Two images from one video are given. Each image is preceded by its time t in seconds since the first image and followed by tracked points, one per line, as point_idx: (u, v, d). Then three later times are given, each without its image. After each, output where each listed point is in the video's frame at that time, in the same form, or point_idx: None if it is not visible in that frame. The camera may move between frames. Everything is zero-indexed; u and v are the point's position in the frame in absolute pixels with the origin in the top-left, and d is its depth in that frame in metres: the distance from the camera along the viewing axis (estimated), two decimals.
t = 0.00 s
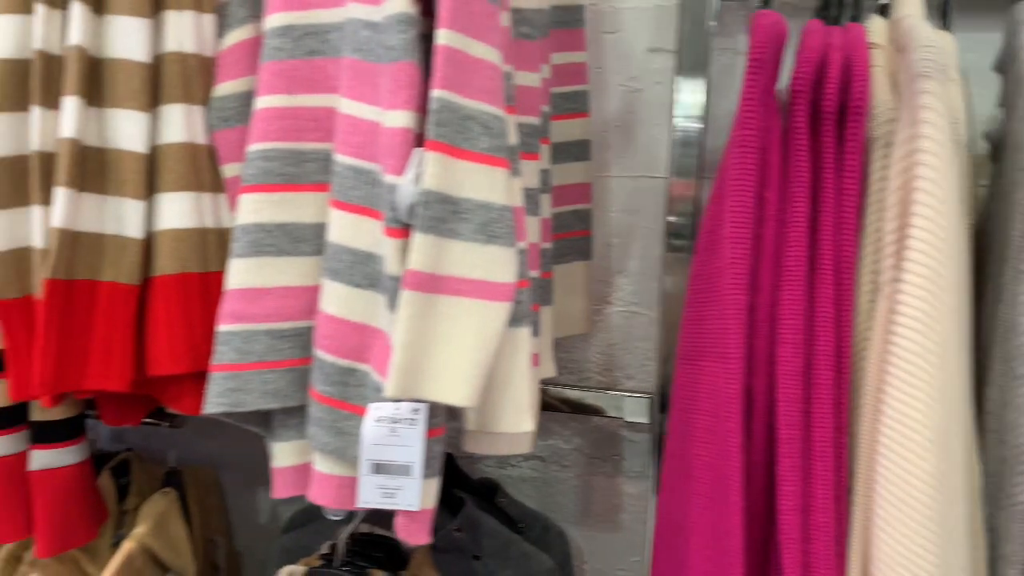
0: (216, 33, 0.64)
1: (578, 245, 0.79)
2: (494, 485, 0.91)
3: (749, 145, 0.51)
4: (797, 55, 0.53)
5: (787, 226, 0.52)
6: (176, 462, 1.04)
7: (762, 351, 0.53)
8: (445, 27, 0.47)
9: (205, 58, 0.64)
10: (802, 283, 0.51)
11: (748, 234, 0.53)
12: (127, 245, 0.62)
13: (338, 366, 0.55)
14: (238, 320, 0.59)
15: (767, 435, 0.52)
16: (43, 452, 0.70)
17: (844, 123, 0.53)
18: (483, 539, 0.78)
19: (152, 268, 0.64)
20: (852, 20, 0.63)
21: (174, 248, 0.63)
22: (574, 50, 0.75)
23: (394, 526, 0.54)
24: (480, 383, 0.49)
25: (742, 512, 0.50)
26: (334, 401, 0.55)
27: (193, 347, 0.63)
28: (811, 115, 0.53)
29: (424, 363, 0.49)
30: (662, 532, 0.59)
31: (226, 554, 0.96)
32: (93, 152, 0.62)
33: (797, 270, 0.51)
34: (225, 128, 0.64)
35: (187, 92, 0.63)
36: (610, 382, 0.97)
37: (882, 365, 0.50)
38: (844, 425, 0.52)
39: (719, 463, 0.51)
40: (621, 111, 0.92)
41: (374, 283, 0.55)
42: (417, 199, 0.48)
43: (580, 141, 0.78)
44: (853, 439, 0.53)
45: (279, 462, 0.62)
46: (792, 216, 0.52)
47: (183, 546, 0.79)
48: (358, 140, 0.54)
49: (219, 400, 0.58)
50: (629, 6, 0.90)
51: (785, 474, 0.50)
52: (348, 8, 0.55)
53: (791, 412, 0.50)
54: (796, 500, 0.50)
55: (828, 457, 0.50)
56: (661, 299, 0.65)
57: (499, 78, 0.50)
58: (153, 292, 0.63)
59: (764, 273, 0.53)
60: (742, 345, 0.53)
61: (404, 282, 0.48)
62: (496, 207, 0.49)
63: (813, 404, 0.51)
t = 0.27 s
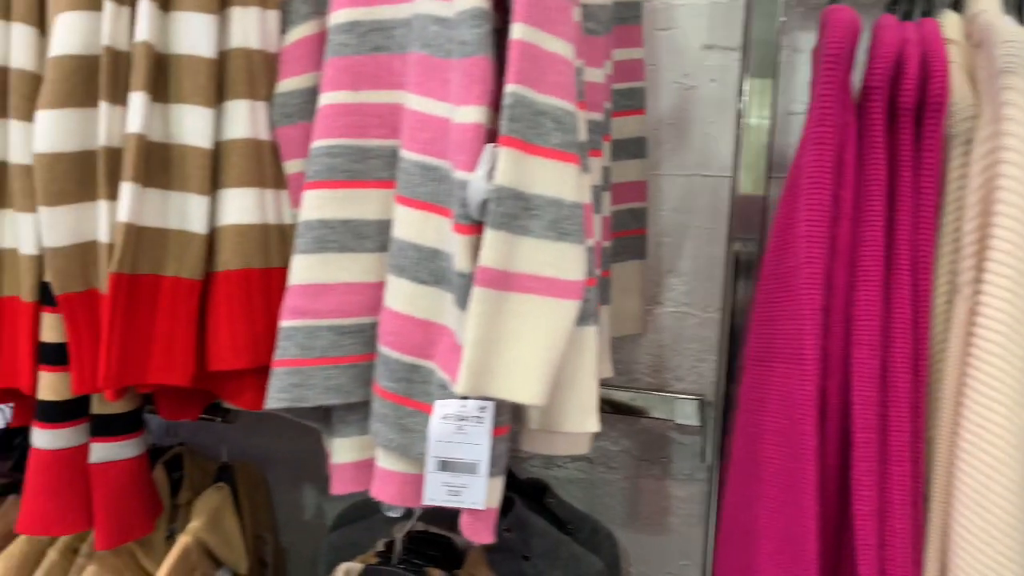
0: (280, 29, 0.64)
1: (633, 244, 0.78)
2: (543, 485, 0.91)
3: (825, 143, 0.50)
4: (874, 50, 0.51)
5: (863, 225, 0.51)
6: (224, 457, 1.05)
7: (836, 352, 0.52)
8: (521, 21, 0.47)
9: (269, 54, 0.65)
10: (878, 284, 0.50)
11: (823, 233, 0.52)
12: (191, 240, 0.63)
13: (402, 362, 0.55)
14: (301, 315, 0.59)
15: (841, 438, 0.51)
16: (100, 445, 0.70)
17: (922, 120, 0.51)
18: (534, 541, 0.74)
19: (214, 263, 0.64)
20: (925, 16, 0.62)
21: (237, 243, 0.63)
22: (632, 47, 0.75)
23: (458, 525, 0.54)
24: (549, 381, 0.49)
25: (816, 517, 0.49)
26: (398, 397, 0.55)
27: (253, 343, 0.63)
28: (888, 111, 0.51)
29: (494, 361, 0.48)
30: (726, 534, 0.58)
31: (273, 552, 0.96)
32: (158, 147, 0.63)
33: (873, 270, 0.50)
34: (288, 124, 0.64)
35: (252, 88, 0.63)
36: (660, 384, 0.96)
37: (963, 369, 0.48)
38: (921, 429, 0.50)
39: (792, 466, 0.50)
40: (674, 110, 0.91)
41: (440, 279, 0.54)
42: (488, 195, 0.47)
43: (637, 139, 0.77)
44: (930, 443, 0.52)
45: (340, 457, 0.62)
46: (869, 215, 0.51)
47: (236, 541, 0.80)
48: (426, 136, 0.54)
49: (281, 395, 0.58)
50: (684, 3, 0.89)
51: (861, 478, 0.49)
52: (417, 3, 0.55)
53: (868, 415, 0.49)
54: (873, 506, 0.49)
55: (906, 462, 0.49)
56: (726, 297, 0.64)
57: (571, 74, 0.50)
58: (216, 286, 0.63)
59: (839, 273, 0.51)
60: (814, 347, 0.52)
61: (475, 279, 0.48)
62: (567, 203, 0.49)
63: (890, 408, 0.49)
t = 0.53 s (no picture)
0: (319, 27, 0.64)
1: (671, 244, 0.77)
2: (575, 487, 0.90)
3: (878, 140, 0.49)
4: (928, 45, 0.50)
5: (917, 224, 0.50)
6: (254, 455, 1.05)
7: (888, 355, 0.51)
8: (571, 16, 0.46)
9: (309, 52, 0.64)
10: (933, 285, 0.49)
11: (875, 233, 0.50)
12: (230, 237, 0.63)
13: (444, 361, 0.55)
14: (340, 313, 0.59)
15: (893, 442, 0.50)
16: (137, 442, 0.70)
17: (979, 116, 0.50)
18: (566, 542, 0.73)
19: (253, 261, 0.64)
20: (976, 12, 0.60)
21: (277, 241, 0.63)
22: (672, 44, 0.74)
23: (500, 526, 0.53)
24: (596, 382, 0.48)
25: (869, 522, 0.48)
26: (439, 397, 0.55)
27: (292, 342, 0.63)
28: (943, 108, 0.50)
29: (540, 360, 0.48)
30: (770, 538, 0.57)
31: (304, 550, 0.96)
32: (199, 144, 0.63)
33: (928, 270, 0.49)
34: (328, 121, 0.64)
35: (292, 86, 0.63)
36: (694, 386, 0.95)
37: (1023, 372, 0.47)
38: (976, 433, 0.49)
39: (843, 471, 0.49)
40: (710, 108, 0.90)
41: (483, 278, 0.54)
42: (536, 192, 0.47)
43: (675, 138, 0.76)
44: (984, 447, 0.50)
45: (378, 457, 0.62)
46: (923, 214, 0.49)
47: (269, 539, 0.79)
48: (470, 134, 0.53)
49: (320, 392, 0.58)
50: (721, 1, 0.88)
51: (915, 483, 0.48)
52: None
53: (922, 419, 0.48)
54: (928, 511, 0.48)
55: (961, 467, 0.48)
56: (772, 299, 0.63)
57: (620, 70, 0.49)
58: (255, 284, 0.63)
59: (892, 273, 0.50)
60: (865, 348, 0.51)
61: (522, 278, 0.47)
62: (615, 201, 0.48)
63: (945, 411, 0.48)
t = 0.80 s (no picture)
0: (359, 24, 0.64)
1: (708, 244, 0.76)
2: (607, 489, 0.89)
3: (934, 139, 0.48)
4: (986, 41, 0.49)
5: (973, 225, 0.49)
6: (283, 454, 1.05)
7: (942, 358, 0.50)
8: (622, 10, 0.45)
9: (348, 49, 0.64)
10: (990, 287, 0.48)
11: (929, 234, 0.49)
12: (270, 234, 0.62)
13: (486, 360, 0.54)
14: (379, 311, 0.59)
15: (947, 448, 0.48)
16: (173, 439, 0.70)
17: None
18: (598, 544, 0.72)
19: (292, 258, 0.64)
20: None
21: (316, 238, 0.62)
22: (711, 41, 0.73)
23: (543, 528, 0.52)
24: (642, 383, 0.47)
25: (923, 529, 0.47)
26: (480, 396, 0.54)
27: (330, 340, 0.63)
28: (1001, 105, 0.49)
29: (586, 361, 0.47)
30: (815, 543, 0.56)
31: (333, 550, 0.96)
32: (238, 141, 0.63)
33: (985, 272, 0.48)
34: (367, 118, 0.63)
35: (332, 83, 0.63)
36: (727, 388, 0.94)
37: None
38: None
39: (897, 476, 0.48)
40: (746, 107, 0.89)
41: (526, 277, 0.53)
42: (584, 189, 0.46)
43: (713, 136, 0.75)
44: None
45: (415, 455, 0.62)
46: (979, 214, 0.48)
47: (302, 538, 0.79)
48: (513, 130, 0.53)
49: (359, 391, 0.58)
50: None
51: (972, 490, 0.47)
52: None
53: (978, 424, 0.47)
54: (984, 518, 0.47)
55: (1019, 474, 0.47)
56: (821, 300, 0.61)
57: (669, 66, 0.48)
58: (294, 282, 0.63)
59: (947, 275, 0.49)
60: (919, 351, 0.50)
61: (569, 276, 0.47)
62: (663, 199, 0.47)
63: (1002, 417, 0.47)
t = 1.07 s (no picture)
0: (416, 19, 0.63)
1: (766, 245, 0.74)
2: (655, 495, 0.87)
3: None
4: None
5: None
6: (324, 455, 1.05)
7: None
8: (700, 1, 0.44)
9: (404, 44, 0.63)
10: None
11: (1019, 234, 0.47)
12: (324, 231, 0.62)
13: (548, 362, 0.53)
14: (436, 310, 0.57)
15: None
16: (223, 437, 0.70)
17: None
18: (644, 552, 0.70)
19: (346, 255, 0.63)
20: None
21: (371, 236, 0.61)
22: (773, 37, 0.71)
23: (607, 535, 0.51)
24: (716, 387, 0.45)
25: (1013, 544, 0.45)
26: (541, 399, 0.53)
27: (385, 339, 0.62)
28: None
29: (658, 363, 0.45)
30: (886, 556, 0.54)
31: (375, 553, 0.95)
32: (294, 137, 0.62)
33: None
34: (423, 115, 0.62)
35: (389, 78, 0.62)
36: (778, 393, 0.92)
37: None
38: None
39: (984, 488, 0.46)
40: (801, 105, 0.87)
41: (590, 276, 0.52)
42: (658, 185, 0.44)
43: (773, 135, 0.73)
44: None
45: (469, 458, 0.60)
46: None
47: (348, 539, 0.78)
48: (579, 125, 0.51)
49: (415, 391, 0.57)
50: None
51: None
52: None
53: None
54: None
55: None
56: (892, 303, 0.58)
57: (745, 58, 0.47)
58: (348, 279, 0.62)
59: None
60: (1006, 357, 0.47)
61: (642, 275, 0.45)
62: (739, 196, 0.45)
63: None
